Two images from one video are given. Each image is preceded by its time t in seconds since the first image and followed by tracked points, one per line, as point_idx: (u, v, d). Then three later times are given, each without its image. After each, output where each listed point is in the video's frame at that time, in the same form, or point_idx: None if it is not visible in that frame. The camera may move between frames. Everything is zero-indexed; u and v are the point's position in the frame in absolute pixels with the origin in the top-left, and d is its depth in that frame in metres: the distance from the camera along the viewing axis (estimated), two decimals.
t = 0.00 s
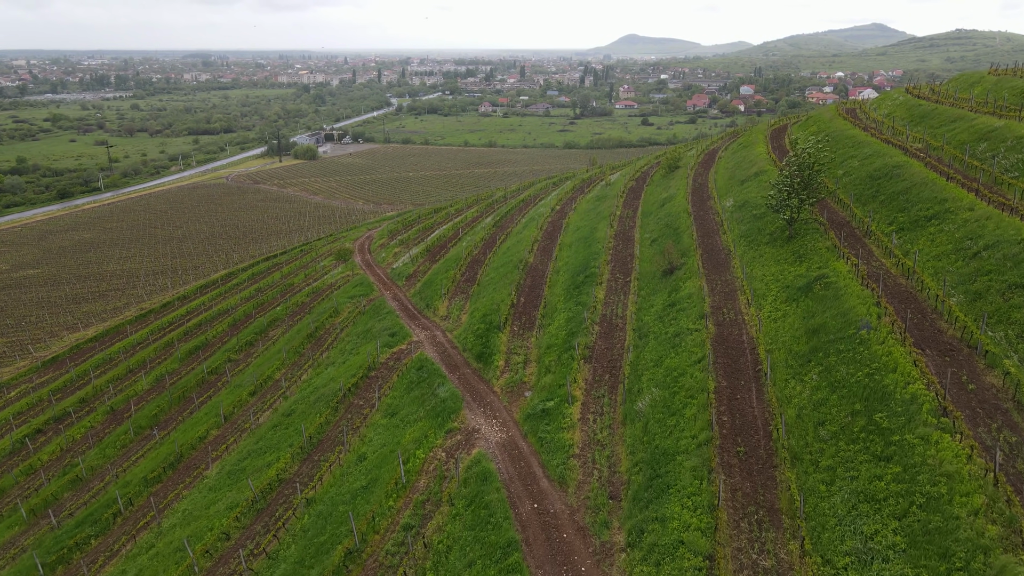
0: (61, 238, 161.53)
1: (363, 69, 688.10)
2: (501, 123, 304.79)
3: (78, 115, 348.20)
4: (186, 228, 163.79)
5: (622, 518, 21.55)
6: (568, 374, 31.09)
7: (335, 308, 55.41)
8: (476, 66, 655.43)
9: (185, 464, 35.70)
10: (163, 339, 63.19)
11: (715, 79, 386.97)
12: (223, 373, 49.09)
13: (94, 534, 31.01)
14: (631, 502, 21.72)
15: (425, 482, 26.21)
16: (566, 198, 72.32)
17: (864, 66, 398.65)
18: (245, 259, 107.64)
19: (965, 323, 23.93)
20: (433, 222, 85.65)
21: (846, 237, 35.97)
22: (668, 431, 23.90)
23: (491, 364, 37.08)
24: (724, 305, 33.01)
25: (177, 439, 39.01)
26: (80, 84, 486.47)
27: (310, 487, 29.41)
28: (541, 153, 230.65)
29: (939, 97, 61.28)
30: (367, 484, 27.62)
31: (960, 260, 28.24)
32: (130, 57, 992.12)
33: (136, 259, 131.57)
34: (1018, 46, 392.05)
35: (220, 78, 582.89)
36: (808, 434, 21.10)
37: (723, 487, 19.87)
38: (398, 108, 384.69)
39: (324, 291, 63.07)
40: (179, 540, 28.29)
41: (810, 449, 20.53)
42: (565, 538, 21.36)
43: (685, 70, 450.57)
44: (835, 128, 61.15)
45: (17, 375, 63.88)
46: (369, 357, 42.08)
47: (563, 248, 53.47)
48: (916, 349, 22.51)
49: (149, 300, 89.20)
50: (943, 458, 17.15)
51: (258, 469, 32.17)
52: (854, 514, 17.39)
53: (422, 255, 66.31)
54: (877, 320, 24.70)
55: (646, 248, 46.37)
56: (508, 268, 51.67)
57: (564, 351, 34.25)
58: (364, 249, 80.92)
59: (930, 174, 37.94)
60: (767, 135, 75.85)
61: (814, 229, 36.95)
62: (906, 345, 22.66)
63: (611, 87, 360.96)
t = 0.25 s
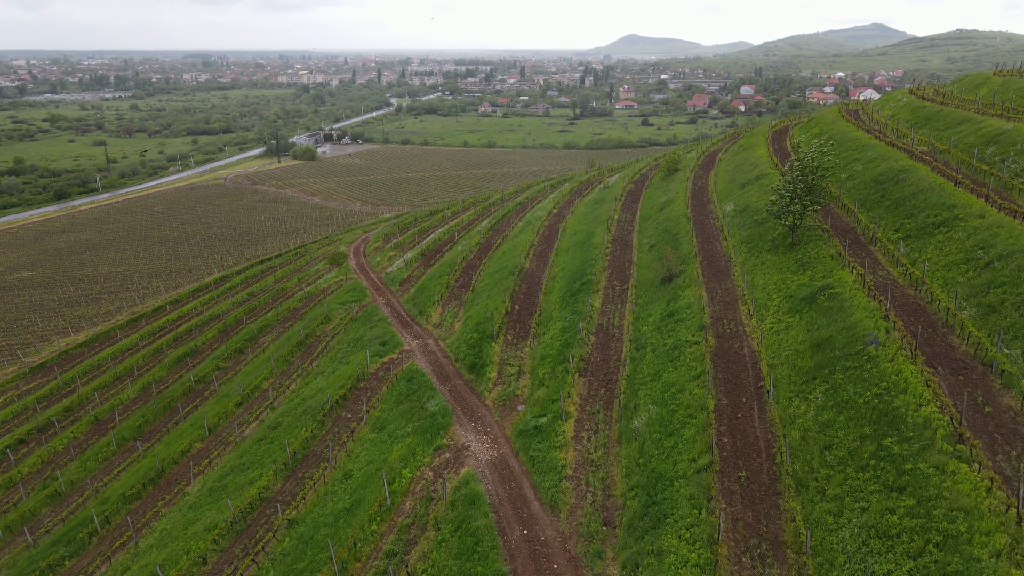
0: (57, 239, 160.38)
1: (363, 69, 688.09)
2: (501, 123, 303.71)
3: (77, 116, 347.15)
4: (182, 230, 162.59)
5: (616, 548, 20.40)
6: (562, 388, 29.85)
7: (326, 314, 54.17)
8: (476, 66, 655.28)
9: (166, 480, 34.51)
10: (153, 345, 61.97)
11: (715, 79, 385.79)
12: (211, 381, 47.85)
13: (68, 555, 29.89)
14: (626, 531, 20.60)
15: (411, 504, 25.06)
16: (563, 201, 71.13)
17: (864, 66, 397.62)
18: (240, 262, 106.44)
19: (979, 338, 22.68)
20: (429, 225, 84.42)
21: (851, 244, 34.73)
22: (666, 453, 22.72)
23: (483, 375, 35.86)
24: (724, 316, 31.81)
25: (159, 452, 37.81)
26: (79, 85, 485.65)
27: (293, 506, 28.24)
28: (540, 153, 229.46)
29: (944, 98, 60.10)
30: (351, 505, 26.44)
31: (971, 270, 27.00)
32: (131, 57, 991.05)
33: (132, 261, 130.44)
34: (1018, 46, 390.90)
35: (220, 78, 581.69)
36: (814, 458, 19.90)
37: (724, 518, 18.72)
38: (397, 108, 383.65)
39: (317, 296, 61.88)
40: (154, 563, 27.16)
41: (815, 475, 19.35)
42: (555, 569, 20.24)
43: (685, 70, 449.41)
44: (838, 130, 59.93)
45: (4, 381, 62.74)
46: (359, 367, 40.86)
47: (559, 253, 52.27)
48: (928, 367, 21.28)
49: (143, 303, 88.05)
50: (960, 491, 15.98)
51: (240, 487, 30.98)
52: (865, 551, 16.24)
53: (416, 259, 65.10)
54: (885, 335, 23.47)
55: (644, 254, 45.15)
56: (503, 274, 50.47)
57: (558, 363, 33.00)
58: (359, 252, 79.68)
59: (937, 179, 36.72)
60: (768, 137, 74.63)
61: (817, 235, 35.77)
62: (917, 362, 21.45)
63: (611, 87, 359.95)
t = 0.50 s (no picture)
0: (52, 241, 158.91)
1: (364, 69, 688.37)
2: (500, 124, 302.17)
3: (75, 116, 345.70)
4: (179, 231, 161.08)
5: None
6: (554, 406, 28.47)
7: (316, 321, 52.72)
8: (477, 66, 655.59)
9: (143, 498, 33.10)
10: (140, 352, 60.50)
11: (715, 79, 385.16)
12: (195, 392, 46.43)
13: None
14: (619, 567, 19.33)
15: (393, 532, 23.73)
16: (560, 205, 69.76)
17: (864, 66, 396.70)
18: (234, 264, 105.02)
19: (997, 358, 21.29)
20: (425, 228, 82.99)
21: (857, 252, 33.35)
22: (662, 481, 21.35)
23: (473, 389, 34.51)
24: (724, 329, 30.42)
25: (137, 468, 36.41)
26: (79, 85, 484.39)
27: (271, 531, 26.88)
28: (540, 154, 228.10)
29: (950, 99, 58.61)
30: (332, 532, 25.11)
31: (987, 284, 25.61)
32: (131, 57, 989.52)
33: (126, 263, 129.06)
34: (1019, 46, 389.41)
35: (220, 78, 580.07)
36: (822, 489, 18.53)
37: (724, 558, 17.42)
38: (397, 108, 382.15)
39: (308, 301, 60.51)
40: None
41: (823, 509, 17.99)
42: None
43: (685, 71, 448.36)
44: (841, 132, 58.48)
45: None
46: (346, 379, 39.43)
47: (555, 259, 50.92)
48: (944, 391, 19.88)
49: (134, 307, 86.62)
50: (983, 535, 14.72)
51: (217, 508, 29.60)
52: None
53: (410, 264, 63.70)
54: (897, 353, 22.05)
55: (641, 261, 43.80)
56: (497, 281, 49.04)
57: (551, 378, 31.61)
58: (353, 256, 78.27)
59: (946, 184, 35.36)
60: (769, 139, 73.15)
61: (821, 244, 34.41)
62: (929, 385, 20.12)
63: (611, 87, 358.27)
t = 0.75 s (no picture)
0: (48, 242, 157.72)
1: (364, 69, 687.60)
2: (500, 124, 300.92)
3: (74, 116, 344.42)
4: (175, 233, 159.81)
5: None
6: (547, 423, 27.28)
7: (307, 328, 51.44)
8: (477, 66, 654.87)
9: (121, 516, 31.94)
10: (128, 358, 59.30)
11: (716, 79, 383.85)
12: (181, 402, 45.20)
13: None
14: None
15: (376, 560, 22.56)
16: (557, 208, 68.56)
17: (865, 66, 395.21)
18: (230, 267, 103.76)
19: (1014, 377, 20.10)
20: (421, 231, 81.70)
21: (862, 261, 32.15)
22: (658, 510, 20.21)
23: (464, 402, 33.32)
24: (725, 341, 29.22)
25: (116, 484, 35.22)
26: (78, 85, 482.69)
27: (250, 555, 25.70)
28: (539, 154, 226.83)
29: (955, 101, 57.34)
30: (312, 558, 23.95)
31: (1000, 297, 24.39)
32: (132, 57, 987.95)
33: (122, 265, 127.84)
34: (1021, 46, 387.93)
35: (219, 78, 578.82)
36: (828, 521, 17.39)
37: None
38: (396, 108, 380.85)
39: (300, 307, 59.32)
40: None
41: (829, 543, 16.85)
42: None
43: (686, 70, 446.80)
44: (844, 134, 57.24)
45: None
46: (334, 390, 38.24)
47: (551, 265, 49.74)
48: (958, 415, 18.69)
49: (127, 311, 85.44)
50: None
51: (196, 529, 28.45)
52: None
53: (404, 269, 62.49)
54: (907, 372, 20.86)
55: (639, 268, 42.60)
56: (492, 288, 47.84)
57: (543, 392, 30.41)
58: (348, 260, 77.04)
59: (954, 190, 34.14)
60: (770, 141, 71.94)
61: (824, 252, 33.21)
62: (943, 408, 18.93)
63: (611, 87, 356.94)
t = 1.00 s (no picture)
0: (43, 244, 156.32)
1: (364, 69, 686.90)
2: (499, 124, 299.38)
3: (72, 116, 342.84)
4: (171, 234, 158.25)
5: None
6: (537, 444, 25.94)
7: (295, 336, 49.94)
8: (477, 66, 653.84)
9: (94, 539, 30.59)
10: (114, 366, 57.90)
11: (716, 79, 382.40)
12: (163, 415, 43.79)
13: None
14: None
15: None
16: (554, 212, 67.19)
17: (866, 66, 393.57)
18: (224, 270, 102.35)
19: None
20: (416, 234, 80.22)
21: (868, 271, 30.79)
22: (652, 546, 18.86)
23: (452, 418, 31.94)
24: (725, 357, 27.82)
25: (90, 502, 33.87)
26: (77, 85, 480.93)
27: None
28: (538, 155, 225.45)
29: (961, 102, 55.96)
30: None
31: (1016, 314, 23.03)
32: (133, 57, 988.89)
33: (116, 268, 126.43)
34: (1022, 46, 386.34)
35: (219, 78, 577.60)
36: (838, 565, 16.02)
37: None
38: (395, 108, 379.30)
39: (290, 313, 57.94)
40: None
41: None
42: None
43: (686, 70, 445.30)
44: (847, 137, 55.92)
45: None
46: (319, 403, 36.83)
47: (546, 272, 48.40)
48: (977, 445, 17.34)
49: (117, 316, 84.00)
50: None
51: (169, 555, 27.12)
52: None
53: (397, 274, 61.11)
54: (920, 397, 19.49)
55: (636, 276, 41.20)
56: (485, 295, 46.36)
57: (534, 411, 29.05)
58: (342, 264, 75.55)
59: (964, 196, 32.74)
60: (771, 143, 70.51)
61: (829, 261, 31.81)
62: (960, 438, 17.56)
63: (611, 87, 355.28)
